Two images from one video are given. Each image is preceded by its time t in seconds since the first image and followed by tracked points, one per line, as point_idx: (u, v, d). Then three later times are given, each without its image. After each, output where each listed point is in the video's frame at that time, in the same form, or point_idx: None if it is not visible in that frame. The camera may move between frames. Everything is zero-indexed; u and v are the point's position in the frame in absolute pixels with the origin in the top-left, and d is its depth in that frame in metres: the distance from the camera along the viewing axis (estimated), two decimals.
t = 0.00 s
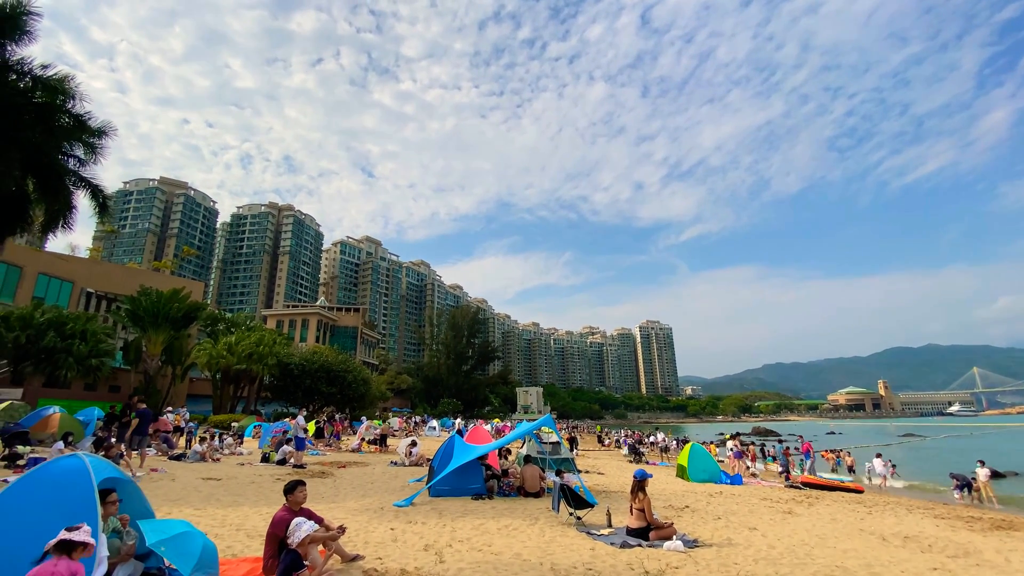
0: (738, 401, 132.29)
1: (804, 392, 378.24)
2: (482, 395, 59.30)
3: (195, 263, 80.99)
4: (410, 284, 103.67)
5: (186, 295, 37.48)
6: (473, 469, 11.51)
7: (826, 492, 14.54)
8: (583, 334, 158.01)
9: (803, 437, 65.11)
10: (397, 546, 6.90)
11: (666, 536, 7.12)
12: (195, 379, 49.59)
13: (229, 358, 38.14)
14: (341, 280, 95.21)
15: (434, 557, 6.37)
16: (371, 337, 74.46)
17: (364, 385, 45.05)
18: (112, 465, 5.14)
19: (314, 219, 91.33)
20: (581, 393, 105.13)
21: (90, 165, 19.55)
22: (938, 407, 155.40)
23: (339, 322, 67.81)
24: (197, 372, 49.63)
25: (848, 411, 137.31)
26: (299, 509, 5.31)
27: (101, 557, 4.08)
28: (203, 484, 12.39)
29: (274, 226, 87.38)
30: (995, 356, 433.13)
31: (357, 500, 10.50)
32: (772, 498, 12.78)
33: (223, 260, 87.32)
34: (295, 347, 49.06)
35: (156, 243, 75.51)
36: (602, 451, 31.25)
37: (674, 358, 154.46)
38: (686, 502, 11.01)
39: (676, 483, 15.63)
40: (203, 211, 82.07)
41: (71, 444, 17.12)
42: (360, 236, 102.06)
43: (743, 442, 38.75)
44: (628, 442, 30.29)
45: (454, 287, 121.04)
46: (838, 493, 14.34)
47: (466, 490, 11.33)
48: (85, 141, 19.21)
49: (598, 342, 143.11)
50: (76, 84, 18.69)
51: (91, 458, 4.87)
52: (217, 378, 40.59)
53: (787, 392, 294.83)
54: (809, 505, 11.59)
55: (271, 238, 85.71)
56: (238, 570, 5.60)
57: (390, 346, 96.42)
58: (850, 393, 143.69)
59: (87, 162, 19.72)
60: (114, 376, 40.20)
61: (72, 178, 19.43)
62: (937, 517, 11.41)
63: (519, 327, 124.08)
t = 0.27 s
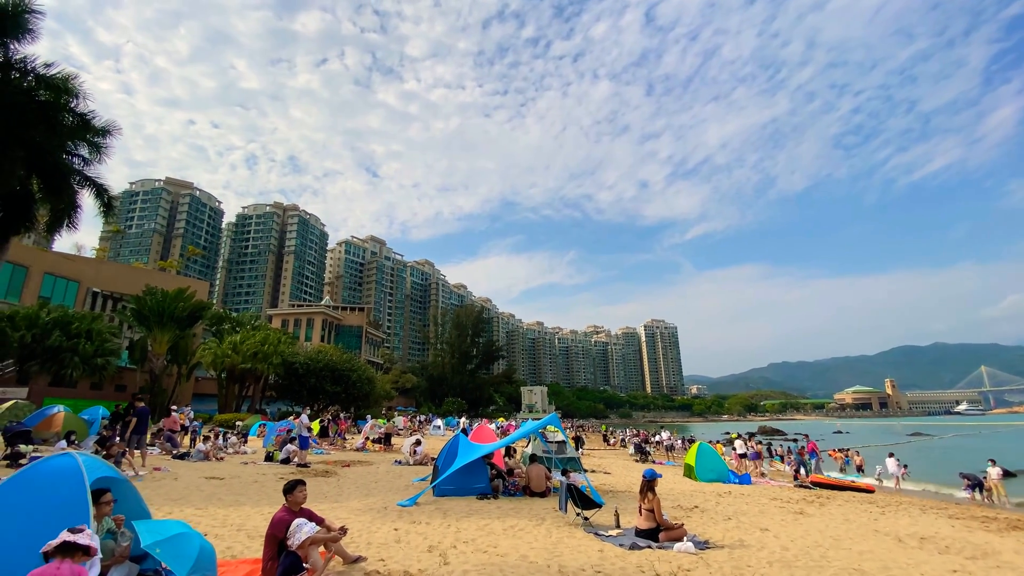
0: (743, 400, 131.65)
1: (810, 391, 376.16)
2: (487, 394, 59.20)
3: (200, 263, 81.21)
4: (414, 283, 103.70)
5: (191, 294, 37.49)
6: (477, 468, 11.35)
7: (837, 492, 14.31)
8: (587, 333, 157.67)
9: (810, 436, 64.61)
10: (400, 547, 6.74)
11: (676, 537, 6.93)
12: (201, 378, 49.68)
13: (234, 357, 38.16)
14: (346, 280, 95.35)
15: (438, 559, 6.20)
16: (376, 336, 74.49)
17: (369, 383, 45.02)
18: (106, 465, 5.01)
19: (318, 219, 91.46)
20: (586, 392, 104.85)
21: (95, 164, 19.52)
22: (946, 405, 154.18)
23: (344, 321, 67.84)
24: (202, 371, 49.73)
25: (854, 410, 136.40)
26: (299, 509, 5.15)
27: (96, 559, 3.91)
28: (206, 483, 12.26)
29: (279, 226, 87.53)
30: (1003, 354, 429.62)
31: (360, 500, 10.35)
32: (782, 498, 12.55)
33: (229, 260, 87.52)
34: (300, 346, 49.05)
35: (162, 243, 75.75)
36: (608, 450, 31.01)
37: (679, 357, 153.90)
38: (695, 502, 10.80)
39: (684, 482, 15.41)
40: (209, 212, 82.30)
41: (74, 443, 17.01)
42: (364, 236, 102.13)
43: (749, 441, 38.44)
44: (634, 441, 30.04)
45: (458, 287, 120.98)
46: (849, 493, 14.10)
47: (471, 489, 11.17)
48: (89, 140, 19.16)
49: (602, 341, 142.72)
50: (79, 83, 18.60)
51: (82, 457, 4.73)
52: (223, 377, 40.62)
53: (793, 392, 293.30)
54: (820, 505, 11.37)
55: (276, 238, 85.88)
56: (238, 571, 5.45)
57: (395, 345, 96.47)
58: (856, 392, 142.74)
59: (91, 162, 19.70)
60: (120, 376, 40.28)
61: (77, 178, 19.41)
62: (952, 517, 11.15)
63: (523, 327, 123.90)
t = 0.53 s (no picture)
0: (745, 399, 131.36)
1: (812, 390, 375.48)
2: (488, 393, 59.06)
3: (202, 262, 81.10)
4: (416, 283, 103.57)
5: (192, 293, 37.34)
6: (480, 467, 11.17)
7: (845, 492, 14.12)
8: (589, 332, 157.39)
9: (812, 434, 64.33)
10: (400, 549, 6.56)
11: (684, 540, 6.73)
12: (202, 377, 49.59)
13: (235, 356, 38.05)
14: (347, 279, 95.21)
15: (438, 563, 6.01)
16: (377, 335, 74.35)
17: (370, 382, 44.89)
18: (95, 467, 4.86)
19: (320, 218, 91.38)
20: (588, 391, 104.67)
21: (94, 162, 19.34)
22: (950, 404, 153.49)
23: (345, 320, 67.73)
24: (203, 370, 49.60)
25: (857, 408, 136.06)
26: (294, 512, 4.96)
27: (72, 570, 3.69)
28: (204, 483, 12.07)
29: (281, 225, 87.40)
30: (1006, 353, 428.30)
31: (361, 500, 10.17)
32: (789, 499, 12.37)
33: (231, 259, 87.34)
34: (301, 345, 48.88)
35: (163, 242, 75.64)
36: (610, 449, 30.82)
37: (680, 356, 153.49)
38: (701, 503, 10.62)
39: (688, 482, 15.21)
40: (210, 211, 82.17)
41: (73, 443, 16.88)
42: (366, 235, 101.99)
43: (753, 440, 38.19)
44: (637, 439, 29.84)
45: (459, 286, 120.76)
46: (857, 493, 13.89)
47: (473, 489, 10.98)
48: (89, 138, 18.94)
49: (603, 340, 142.49)
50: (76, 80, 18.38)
51: (69, 458, 4.57)
52: (224, 376, 40.48)
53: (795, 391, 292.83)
54: (827, 506, 11.21)
55: (277, 237, 85.76)
56: None
57: (396, 344, 96.37)
58: (858, 391, 142.34)
59: (91, 160, 19.51)
60: (121, 375, 40.17)
61: (77, 176, 19.22)
62: (963, 518, 10.92)
63: (525, 326, 123.78)
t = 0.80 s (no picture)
0: (744, 399, 131.28)
1: (810, 390, 375.73)
2: (487, 392, 58.88)
3: (200, 261, 80.77)
4: (415, 282, 103.34)
5: (189, 291, 37.09)
6: (478, 467, 10.98)
7: (847, 492, 13.97)
8: (588, 332, 157.23)
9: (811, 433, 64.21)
10: (395, 551, 6.37)
11: (686, 541, 6.57)
12: (200, 377, 49.33)
13: (232, 355, 37.82)
14: (346, 278, 94.94)
15: (434, 565, 5.82)
16: (376, 334, 74.11)
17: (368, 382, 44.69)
18: (75, 465, 4.67)
19: (319, 218, 91.10)
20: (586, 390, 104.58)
21: (89, 159, 19.00)
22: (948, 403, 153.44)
23: (344, 319, 67.48)
24: (201, 369, 49.32)
25: (855, 408, 136.00)
26: (283, 513, 4.78)
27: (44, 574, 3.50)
28: (197, 483, 11.86)
29: (279, 224, 87.09)
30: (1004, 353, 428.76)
31: (356, 500, 9.97)
32: (791, 498, 12.21)
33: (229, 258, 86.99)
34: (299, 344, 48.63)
35: (161, 241, 75.28)
36: (609, 449, 30.64)
37: (679, 355, 153.39)
38: (702, 503, 10.44)
39: (688, 482, 15.04)
40: (209, 210, 81.83)
41: (66, 442, 16.65)
42: (364, 234, 101.71)
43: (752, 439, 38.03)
44: (636, 439, 29.65)
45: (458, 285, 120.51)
46: (859, 492, 13.74)
47: (471, 489, 10.80)
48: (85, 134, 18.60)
49: (602, 339, 142.33)
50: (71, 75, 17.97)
51: (48, 456, 4.39)
52: (222, 375, 40.25)
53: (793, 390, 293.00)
54: (831, 506, 11.04)
55: (276, 236, 85.45)
56: None
57: (395, 343, 96.17)
58: (857, 390, 142.31)
59: (86, 156, 19.14)
60: (118, 374, 39.91)
61: (72, 173, 18.90)
62: (969, 518, 10.75)
63: (524, 325, 123.61)
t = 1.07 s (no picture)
0: (741, 398, 131.31)
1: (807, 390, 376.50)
2: (484, 392, 58.66)
3: (196, 260, 80.30)
4: (412, 281, 103.02)
5: (184, 289, 36.76)
6: (474, 467, 10.75)
7: (847, 491, 13.79)
8: (585, 331, 157.08)
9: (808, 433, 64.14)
10: (386, 553, 6.14)
11: (688, 543, 6.36)
12: (195, 376, 48.97)
13: (227, 353, 37.51)
14: (343, 277, 94.58)
15: (427, 567, 5.60)
16: (373, 334, 73.72)
17: (365, 381, 44.39)
18: (48, 464, 4.44)
19: (316, 217, 90.72)
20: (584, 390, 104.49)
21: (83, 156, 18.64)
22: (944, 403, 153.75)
23: (341, 318, 67.12)
24: (196, 368, 48.95)
25: (852, 408, 136.21)
26: (268, 514, 4.57)
27: None
28: (187, 482, 11.60)
29: (276, 223, 86.68)
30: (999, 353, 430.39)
31: (349, 500, 9.74)
32: (792, 498, 12.03)
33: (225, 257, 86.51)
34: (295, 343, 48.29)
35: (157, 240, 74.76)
36: (606, 449, 30.44)
37: (676, 355, 153.35)
38: (703, 503, 10.23)
39: (688, 481, 14.85)
40: (205, 208, 81.35)
41: (57, 441, 16.38)
42: (361, 233, 101.31)
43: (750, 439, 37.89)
44: (634, 438, 29.48)
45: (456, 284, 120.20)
46: (860, 492, 13.57)
47: (466, 489, 10.58)
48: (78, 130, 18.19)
49: (600, 339, 142.16)
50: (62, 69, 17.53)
51: (19, 454, 4.15)
52: (217, 374, 39.93)
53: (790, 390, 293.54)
54: (833, 506, 10.86)
55: (272, 236, 85.03)
56: None
57: (392, 343, 95.84)
58: (854, 390, 142.52)
59: (79, 153, 18.75)
60: (112, 373, 39.56)
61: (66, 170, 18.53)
62: (973, 519, 10.60)
63: (521, 325, 123.40)
